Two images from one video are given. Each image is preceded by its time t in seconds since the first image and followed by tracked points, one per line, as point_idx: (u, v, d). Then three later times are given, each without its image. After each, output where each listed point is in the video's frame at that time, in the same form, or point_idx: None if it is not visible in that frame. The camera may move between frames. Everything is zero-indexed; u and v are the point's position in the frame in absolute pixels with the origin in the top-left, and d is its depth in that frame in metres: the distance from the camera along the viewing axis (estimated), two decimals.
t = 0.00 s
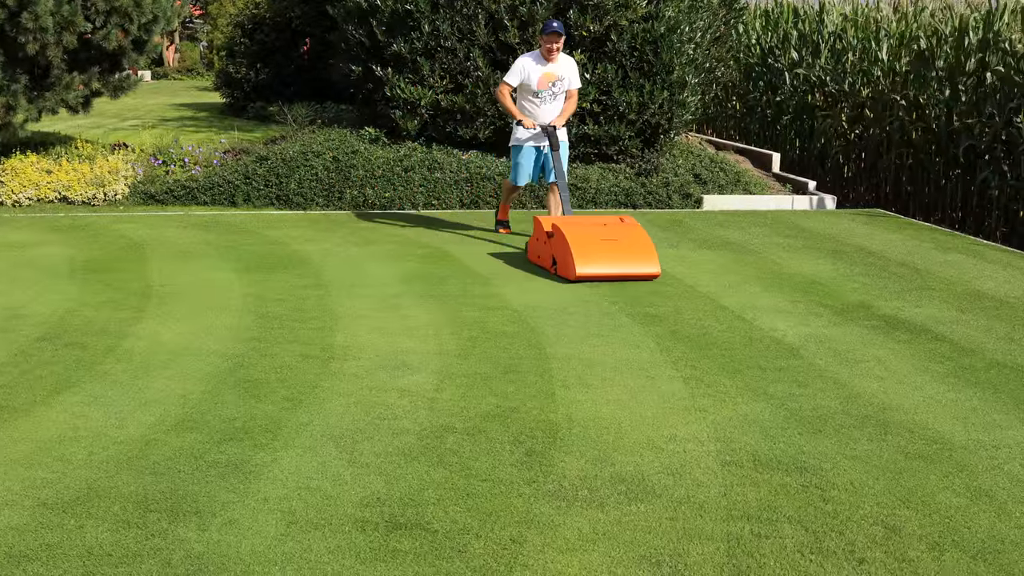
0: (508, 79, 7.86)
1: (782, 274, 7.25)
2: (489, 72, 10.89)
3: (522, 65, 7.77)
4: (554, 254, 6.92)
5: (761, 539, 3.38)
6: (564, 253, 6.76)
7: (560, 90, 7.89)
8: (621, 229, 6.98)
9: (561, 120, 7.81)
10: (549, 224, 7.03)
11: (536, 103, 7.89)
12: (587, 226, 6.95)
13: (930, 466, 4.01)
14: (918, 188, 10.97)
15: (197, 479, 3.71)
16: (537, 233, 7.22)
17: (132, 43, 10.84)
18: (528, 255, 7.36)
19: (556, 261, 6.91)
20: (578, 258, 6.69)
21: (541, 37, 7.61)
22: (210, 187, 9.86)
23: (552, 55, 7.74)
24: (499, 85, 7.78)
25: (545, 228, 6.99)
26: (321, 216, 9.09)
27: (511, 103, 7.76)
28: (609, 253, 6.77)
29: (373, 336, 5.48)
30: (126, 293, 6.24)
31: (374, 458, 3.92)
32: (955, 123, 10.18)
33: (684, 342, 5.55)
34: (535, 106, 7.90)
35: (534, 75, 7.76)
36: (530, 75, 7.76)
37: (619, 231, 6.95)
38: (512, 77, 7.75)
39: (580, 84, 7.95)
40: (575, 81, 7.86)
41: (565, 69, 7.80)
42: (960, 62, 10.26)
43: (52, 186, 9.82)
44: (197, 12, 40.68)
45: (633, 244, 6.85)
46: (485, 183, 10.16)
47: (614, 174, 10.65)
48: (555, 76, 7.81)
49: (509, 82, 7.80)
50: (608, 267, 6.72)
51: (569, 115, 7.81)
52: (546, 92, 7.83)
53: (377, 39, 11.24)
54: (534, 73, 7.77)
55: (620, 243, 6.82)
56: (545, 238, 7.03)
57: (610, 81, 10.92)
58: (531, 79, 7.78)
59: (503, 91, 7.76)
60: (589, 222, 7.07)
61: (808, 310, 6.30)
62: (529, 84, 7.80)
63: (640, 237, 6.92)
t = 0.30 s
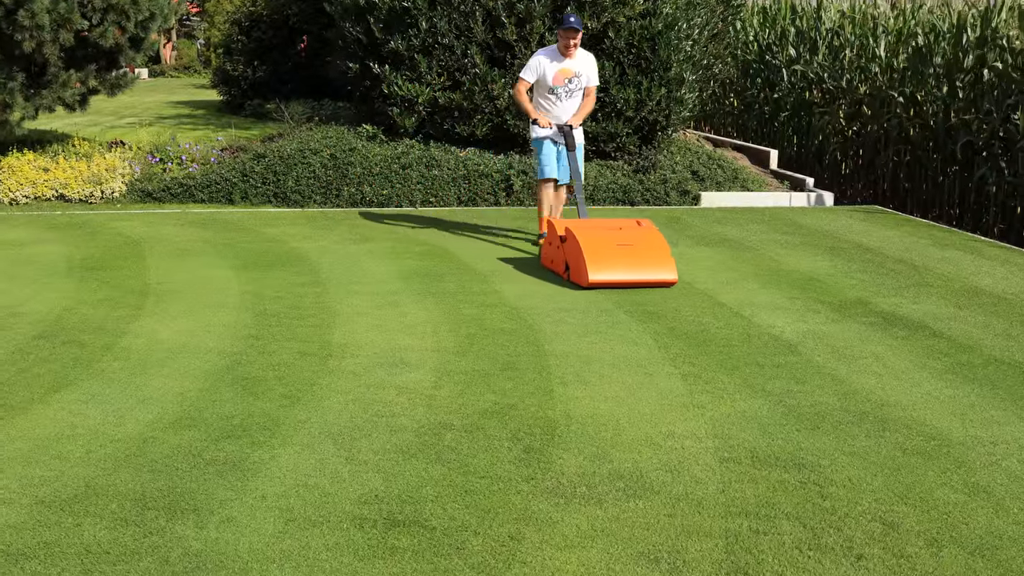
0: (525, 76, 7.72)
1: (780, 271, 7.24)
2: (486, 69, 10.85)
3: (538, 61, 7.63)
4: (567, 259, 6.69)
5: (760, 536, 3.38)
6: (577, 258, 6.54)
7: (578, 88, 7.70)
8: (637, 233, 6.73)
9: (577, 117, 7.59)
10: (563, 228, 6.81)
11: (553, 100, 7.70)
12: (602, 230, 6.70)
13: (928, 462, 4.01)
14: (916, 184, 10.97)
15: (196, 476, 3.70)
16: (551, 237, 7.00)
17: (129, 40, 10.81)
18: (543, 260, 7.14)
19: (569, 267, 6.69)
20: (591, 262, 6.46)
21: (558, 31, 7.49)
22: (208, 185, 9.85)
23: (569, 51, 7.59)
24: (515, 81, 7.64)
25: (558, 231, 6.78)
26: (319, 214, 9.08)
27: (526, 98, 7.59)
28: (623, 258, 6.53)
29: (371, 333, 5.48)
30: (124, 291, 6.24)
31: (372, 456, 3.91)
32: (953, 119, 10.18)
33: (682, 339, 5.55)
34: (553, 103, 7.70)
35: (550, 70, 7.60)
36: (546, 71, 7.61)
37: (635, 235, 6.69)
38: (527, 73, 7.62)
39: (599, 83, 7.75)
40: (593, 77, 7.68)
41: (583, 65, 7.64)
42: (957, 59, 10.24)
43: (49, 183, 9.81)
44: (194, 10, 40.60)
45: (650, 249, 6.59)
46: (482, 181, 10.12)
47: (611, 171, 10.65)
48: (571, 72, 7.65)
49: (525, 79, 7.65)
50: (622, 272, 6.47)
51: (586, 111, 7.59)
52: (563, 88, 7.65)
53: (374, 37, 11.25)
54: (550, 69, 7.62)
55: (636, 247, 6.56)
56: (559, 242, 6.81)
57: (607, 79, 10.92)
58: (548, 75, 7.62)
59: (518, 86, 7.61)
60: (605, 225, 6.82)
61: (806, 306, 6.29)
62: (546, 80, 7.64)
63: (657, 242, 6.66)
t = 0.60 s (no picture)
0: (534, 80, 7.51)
1: (778, 268, 7.24)
2: (484, 65, 10.82)
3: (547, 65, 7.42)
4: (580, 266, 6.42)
5: (757, 532, 3.38)
6: (589, 266, 6.27)
7: (589, 89, 7.49)
8: (654, 237, 6.43)
9: (592, 119, 7.35)
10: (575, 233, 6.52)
11: (564, 104, 7.50)
12: (617, 235, 6.41)
13: (925, 458, 4.01)
14: (913, 181, 10.97)
15: (193, 473, 3.70)
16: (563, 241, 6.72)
17: (126, 36, 10.79)
18: (556, 265, 6.86)
19: (581, 274, 6.42)
20: (605, 271, 6.18)
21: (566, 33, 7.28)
22: (205, 182, 9.83)
23: (578, 53, 7.38)
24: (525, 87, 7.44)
25: (570, 236, 6.51)
26: (315, 210, 9.07)
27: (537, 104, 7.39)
28: (638, 266, 6.25)
29: (368, 330, 5.47)
30: (121, 288, 6.23)
31: (370, 453, 3.91)
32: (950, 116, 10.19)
33: (679, 335, 5.55)
34: (564, 107, 7.50)
35: (560, 73, 7.40)
36: (556, 74, 7.40)
37: (651, 240, 6.41)
38: (537, 78, 7.42)
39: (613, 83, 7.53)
40: (604, 78, 7.47)
41: (593, 66, 7.43)
42: (954, 56, 10.22)
43: (45, 180, 9.78)
44: (191, 7, 40.51)
45: (665, 255, 6.31)
46: (479, 177, 10.09)
47: (609, 168, 10.64)
48: (582, 73, 7.44)
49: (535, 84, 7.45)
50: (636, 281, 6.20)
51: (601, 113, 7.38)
52: (574, 90, 7.44)
53: (371, 33, 11.26)
54: (560, 72, 7.41)
55: (651, 254, 6.28)
56: (571, 247, 6.53)
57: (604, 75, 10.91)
58: (558, 78, 7.41)
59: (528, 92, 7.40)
60: (622, 229, 6.52)
61: (803, 303, 6.29)
62: (556, 84, 7.43)
63: (675, 248, 6.36)
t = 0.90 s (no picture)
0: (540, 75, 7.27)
1: (773, 265, 7.25)
2: (480, 62, 10.81)
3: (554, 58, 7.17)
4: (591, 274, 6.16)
5: (753, 529, 3.39)
6: (599, 274, 6.02)
7: (598, 84, 7.25)
8: (668, 244, 6.18)
9: (605, 118, 7.13)
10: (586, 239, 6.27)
11: (573, 100, 7.26)
12: (629, 242, 6.15)
13: (920, 455, 4.02)
14: (908, 178, 10.98)
15: (188, 471, 3.69)
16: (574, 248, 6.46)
17: (121, 33, 10.75)
18: (566, 272, 6.60)
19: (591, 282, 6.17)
20: (615, 277, 5.93)
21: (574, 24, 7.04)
22: (200, 179, 9.82)
23: (586, 45, 7.13)
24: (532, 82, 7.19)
25: (580, 242, 6.26)
26: (311, 208, 9.06)
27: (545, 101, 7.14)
28: (650, 274, 5.99)
29: (364, 327, 5.47)
30: (116, 285, 6.21)
31: (365, 450, 3.91)
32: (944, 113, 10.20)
33: (674, 332, 5.55)
34: (572, 103, 7.26)
35: (568, 68, 7.15)
36: (563, 68, 7.16)
37: (664, 247, 6.16)
38: (544, 73, 7.17)
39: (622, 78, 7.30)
40: (613, 72, 7.23)
41: (601, 59, 7.19)
42: (949, 54, 10.23)
43: (40, 177, 9.75)
44: (185, 4, 40.41)
45: (679, 262, 6.06)
46: (474, 175, 10.08)
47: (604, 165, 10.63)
48: (591, 67, 7.19)
49: (542, 79, 7.20)
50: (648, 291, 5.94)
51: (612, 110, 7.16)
52: (582, 85, 7.20)
53: (367, 30, 11.25)
54: (567, 67, 7.17)
55: (665, 262, 6.03)
56: (580, 253, 6.29)
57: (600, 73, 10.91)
58: (565, 73, 7.17)
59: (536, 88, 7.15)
60: (635, 236, 6.26)
61: (798, 300, 6.30)
62: (564, 79, 7.18)
63: (689, 256, 6.11)
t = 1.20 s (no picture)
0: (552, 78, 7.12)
1: (768, 262, 7.26)
2: (475, 59, 10.80)
3: (567, 61, 7.01)
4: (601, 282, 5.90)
5: (747, 526, 3.39)
6: (609, 283, 5.76)
7: (612, 89, 7.10)
8: (682, 251, 5.90)
9: (619, 118, 6.95)
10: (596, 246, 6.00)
11: (585, 103, 7.11)
12: (641, 250, 5.88)
13: (914, 452, 4.03)
14: (903, 176, 11.01)
15: (182, 468, 3.69)
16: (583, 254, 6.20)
17: (115, 29, 10.72)
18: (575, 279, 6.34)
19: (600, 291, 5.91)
20: (626, 287, 5.67)
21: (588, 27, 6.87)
22: (194, 175, 9.79)
23: (600, 48, 6.97)
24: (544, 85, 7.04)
25: (590, 249, 6.00)
26: (305, 204, 9.04)
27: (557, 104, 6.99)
28: (662, 284, 5.72)
29: (359, 324, 5.46)
30: (110, 281, 6.20)
31: (360, 446, 3.90)
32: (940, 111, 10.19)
33: (669, 329, 5.56)
34: (585, 107, 7.11)
35: (582, 71, 7.00)
36: (576, 72, 7.00)
37: (677, 255, 5.88)
38: (556, 76, 7.02)
39: (637, 82, 7.15)
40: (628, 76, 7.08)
41: (616, 63, 7.03)
42: (944, 51, 10.18)
43: (34, 173, 9.72)
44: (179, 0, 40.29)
45: (692, 271, 5.79)
46: (470, 171, 10.08)
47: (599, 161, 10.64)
48: (604, 71, 7.04)
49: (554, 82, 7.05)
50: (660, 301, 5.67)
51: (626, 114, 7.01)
52: (595, 89, 7.05)
53: (362, 26, 11.23)
54: (580, 70, 7.02)
55: (678, 271, 5.75)
56: (590, 260, 6.03)
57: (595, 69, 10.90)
58: (578, 76, 7.02)
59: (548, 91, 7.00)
60: (647, 242, 5.98)
61: (793, 297, 6.30)
62: (577, 83, 7.03)
63: (704, 264, 5.83)
